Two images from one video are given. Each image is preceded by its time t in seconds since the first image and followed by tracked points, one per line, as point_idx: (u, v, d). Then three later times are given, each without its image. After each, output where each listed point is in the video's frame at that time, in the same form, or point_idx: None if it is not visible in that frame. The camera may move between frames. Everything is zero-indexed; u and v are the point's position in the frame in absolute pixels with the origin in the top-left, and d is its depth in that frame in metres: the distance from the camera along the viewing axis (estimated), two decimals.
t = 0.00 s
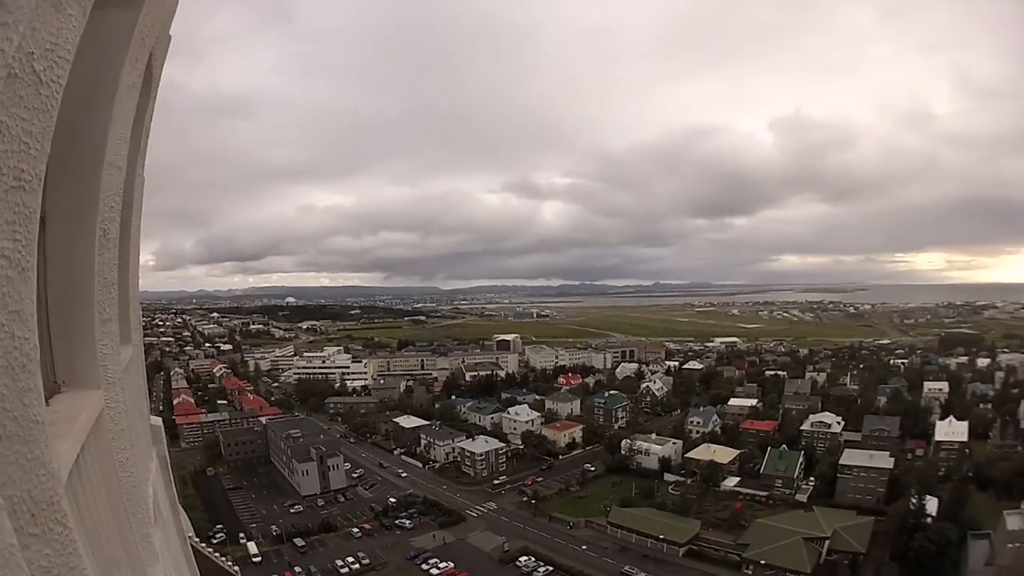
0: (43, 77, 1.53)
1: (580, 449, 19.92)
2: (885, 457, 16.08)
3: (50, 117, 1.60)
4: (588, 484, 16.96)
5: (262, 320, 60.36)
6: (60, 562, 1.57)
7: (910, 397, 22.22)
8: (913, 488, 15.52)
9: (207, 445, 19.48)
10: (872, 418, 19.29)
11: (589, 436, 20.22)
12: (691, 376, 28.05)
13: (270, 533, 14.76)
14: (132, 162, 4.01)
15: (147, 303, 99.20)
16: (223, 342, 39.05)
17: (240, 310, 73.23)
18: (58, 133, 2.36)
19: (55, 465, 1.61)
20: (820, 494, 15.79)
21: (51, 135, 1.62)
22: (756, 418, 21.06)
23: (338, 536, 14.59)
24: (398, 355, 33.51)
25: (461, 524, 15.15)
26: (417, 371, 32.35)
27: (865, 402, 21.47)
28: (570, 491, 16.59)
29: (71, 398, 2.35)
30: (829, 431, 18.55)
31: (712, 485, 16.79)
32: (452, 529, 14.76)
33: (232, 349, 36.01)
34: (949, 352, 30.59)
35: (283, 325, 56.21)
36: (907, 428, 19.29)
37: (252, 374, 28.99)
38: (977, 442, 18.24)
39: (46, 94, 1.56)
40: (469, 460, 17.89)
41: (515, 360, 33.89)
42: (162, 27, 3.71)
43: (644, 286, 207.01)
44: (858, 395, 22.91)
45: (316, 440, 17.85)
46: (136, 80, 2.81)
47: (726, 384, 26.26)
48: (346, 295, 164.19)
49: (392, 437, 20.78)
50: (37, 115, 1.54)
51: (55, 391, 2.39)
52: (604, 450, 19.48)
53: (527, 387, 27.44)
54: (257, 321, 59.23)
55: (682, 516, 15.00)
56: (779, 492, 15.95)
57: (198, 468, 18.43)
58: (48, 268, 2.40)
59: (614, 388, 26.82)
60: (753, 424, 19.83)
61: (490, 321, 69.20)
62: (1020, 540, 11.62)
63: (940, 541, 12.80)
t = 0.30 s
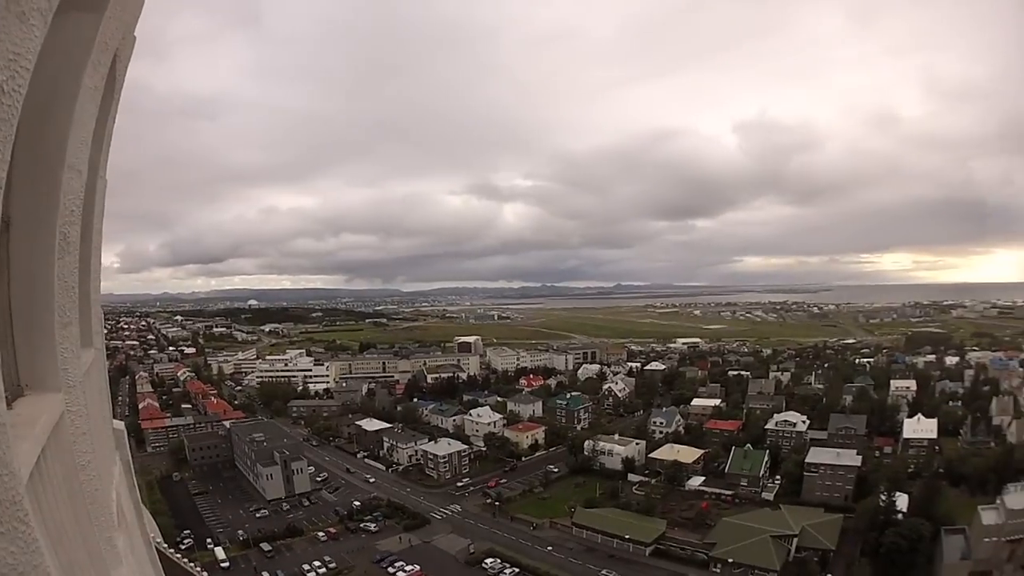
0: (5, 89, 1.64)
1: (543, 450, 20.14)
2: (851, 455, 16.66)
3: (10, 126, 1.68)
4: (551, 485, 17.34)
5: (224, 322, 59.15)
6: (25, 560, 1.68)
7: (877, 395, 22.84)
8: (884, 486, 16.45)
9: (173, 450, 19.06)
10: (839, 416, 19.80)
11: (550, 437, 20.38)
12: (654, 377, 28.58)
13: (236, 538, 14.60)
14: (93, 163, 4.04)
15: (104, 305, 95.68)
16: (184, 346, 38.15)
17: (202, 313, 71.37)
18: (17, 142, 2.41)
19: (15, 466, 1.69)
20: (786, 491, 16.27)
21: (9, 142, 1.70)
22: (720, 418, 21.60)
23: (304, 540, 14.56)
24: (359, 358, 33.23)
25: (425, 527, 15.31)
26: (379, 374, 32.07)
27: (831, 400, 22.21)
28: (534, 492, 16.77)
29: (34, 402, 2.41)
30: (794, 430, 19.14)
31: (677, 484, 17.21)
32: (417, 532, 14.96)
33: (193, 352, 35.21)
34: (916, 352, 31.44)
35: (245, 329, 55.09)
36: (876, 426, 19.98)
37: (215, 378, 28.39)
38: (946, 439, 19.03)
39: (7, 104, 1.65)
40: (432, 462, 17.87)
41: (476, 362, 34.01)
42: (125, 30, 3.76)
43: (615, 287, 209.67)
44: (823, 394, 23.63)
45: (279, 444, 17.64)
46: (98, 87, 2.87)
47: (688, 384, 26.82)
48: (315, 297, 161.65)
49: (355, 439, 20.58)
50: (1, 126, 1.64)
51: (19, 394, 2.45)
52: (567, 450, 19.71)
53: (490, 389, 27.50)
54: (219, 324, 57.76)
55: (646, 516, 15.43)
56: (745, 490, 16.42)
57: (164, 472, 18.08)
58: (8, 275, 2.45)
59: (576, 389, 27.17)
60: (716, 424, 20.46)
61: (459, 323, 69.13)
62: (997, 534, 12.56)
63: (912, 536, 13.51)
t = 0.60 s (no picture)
0: None
1: (497, 448, 20.07)
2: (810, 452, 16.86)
3: None
4: (506, 482, 17.36)
5: (181, 320, 58.00)
6: None
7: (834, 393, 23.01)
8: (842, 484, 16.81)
9: (131, 448, 18.76)
10: (795, 415, 19.66)
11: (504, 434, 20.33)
12: (608, 375, 28.69)
13: (196, 538, 14.41)
14: (51, 158, 3.94)
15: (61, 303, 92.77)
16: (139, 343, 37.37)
17: (159, 310, 69.80)
18: None
19: None
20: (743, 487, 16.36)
21: None
22: (675, 415, 21.68)
23: (262, 540, 14.40)
24: (313, 355, 33.06)
25: (381, 525, 15.27)
26: (333, 371, 31.92)
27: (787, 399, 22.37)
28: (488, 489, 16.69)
29: None
30: (750, 427, 19.21)
31: (631, 482, 17.29)
32: (373, 530, 14.91)
33: (149, 350, 34.55)
34: (872, 350, 31.89)
35: (201, 326, 54.17)
36: (835, 424, 20.16)
37: (169, 376, 27.89)
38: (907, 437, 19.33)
39: None
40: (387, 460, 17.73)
41: (429, 358, 34.54)
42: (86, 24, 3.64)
43: (590, 285, 209.73)
44: (780, 392, 23.79)
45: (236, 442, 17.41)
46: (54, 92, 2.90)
47: (643, 382, 26.91)
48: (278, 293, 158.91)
49: (310, 438, 20.41)
50: None
51: None
52: (520, 447, 19.66)
53: (443, 387, 27.37)
54: (176, 321, 56.51)
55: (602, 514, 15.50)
56: (700, 486, 16.52)
57: (123, 472, 17.78)
58: None
59: (529, 387, 27.15)
60: (671, 421, 20.53)
61: (422, 320, 68.94)
62: (966, 528, 13.10)
63: (874, 533, 13.70)
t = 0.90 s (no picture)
0: None
1: (453, 451, 19.94)
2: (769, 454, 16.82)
3: None
4: (463, 486, 17.23)
5: (141, 322, 57.41)
6: None
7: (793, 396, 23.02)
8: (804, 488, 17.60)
9: (94, 450, 18.66)
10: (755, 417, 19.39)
11: (460, 437, 20.17)
12: (564, 377, 28.63)
13: (158, 543, 14.23)
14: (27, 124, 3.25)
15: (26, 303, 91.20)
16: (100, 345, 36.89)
17: (118, 312, 68.62)
18: None
19: None
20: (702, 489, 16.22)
21: None
22: (632, 418, 21.55)
23: (223, 544, 14.22)
24: (270, 358, 32.85)
25: (340, 529, 15.14)
26: (290, 374, 31.71)
27: (747, 401, 21.85)
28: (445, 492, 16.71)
29: None
30: (707, 430, 19.01)
31: (589, 484, 17.20)
32: (332, 534, 14.76)
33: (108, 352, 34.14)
34: (830, 354, 32.23)
35: (159, 328, 53.54)
36: (794, 426, 20.07)
37: (129, 378, 27.73)
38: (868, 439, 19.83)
39: None
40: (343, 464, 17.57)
41: (385, 361, 33.88)
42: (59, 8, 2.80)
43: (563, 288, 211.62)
44: (737, 395, 23.55)
45: (196, 446, 17.49)
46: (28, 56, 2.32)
47: (598, 385, 26.81)
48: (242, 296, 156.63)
49: (267, 441, 20.28)
50: None
51: None
52: (477, 450, 19.57)
53: (398, 390, 27.20)
54: (136, 323, 55.54)
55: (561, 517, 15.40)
56: (659, 489, 16.42)
57: (85, 476, 17.59)
58: None
59: (484, 390, 27.02)
60: (627, 424, 20.42)
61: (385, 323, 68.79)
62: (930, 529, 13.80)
63: (837, 534, 13.63)
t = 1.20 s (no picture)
0: None
1: (412, 456, 19.89)
2: (729, 455, 16.81)
3: None
4: (422, 490, 17.18)
5: (102, 325, 56.73)
6: None
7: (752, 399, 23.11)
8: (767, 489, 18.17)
9: (59, 457, 18.63)
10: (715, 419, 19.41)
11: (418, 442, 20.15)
12: (521, 381, 28.65)
13: (124, 550, 14.14)
14: None
15: None
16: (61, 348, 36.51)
17: (78, 314, 67.48)
18: None
19: None
20: (662, 491, 16.16)
21: None
22: (591, 422, 21.35)
23: (187, 552, 14.13)
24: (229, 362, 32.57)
25: (301, 535, 15.09)
26: (248, 380, 31.55)
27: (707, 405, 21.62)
28: (405, 497, 16.73)
29: None
30: (666, 433, 18.82)
31: (548, 488, 17.15)
32: (294, 540, 14.72)
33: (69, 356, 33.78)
34: (787, 358, 32.57)
35: (119, 332, 52.98)
36: (754, 428, 20.09)
37: (93, 382, 27.90)
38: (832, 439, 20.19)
39: None
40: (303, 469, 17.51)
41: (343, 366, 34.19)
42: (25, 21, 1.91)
43: (536, 290, 213.63)
44: (695, 397, 23.60)
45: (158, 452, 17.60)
46: None
47: (555, 388, 26.72)
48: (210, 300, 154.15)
49: (228, 447, 20.26)
50: None
51: None
52: (434, 454, 19.54)
53: (356, 395, 27.04)
54: (98, 327, 54.82)
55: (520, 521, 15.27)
56: (619, 492, 16.38)
57: (52, 483, 17.42)
58: None
59: (440, 395, 26.96)
60: (585, 428, 20.29)
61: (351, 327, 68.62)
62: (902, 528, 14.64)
63: (801, 534, 13.67)
